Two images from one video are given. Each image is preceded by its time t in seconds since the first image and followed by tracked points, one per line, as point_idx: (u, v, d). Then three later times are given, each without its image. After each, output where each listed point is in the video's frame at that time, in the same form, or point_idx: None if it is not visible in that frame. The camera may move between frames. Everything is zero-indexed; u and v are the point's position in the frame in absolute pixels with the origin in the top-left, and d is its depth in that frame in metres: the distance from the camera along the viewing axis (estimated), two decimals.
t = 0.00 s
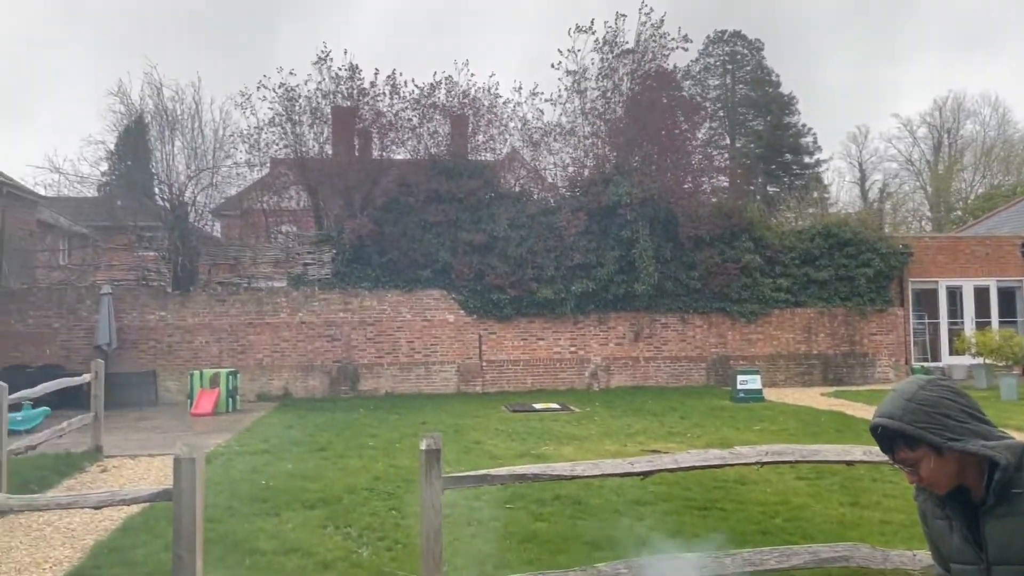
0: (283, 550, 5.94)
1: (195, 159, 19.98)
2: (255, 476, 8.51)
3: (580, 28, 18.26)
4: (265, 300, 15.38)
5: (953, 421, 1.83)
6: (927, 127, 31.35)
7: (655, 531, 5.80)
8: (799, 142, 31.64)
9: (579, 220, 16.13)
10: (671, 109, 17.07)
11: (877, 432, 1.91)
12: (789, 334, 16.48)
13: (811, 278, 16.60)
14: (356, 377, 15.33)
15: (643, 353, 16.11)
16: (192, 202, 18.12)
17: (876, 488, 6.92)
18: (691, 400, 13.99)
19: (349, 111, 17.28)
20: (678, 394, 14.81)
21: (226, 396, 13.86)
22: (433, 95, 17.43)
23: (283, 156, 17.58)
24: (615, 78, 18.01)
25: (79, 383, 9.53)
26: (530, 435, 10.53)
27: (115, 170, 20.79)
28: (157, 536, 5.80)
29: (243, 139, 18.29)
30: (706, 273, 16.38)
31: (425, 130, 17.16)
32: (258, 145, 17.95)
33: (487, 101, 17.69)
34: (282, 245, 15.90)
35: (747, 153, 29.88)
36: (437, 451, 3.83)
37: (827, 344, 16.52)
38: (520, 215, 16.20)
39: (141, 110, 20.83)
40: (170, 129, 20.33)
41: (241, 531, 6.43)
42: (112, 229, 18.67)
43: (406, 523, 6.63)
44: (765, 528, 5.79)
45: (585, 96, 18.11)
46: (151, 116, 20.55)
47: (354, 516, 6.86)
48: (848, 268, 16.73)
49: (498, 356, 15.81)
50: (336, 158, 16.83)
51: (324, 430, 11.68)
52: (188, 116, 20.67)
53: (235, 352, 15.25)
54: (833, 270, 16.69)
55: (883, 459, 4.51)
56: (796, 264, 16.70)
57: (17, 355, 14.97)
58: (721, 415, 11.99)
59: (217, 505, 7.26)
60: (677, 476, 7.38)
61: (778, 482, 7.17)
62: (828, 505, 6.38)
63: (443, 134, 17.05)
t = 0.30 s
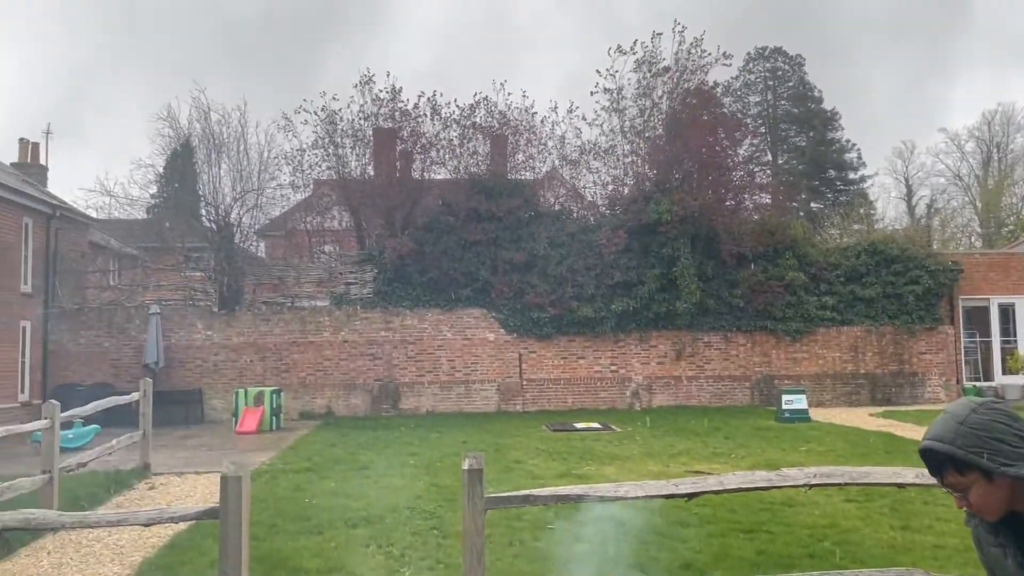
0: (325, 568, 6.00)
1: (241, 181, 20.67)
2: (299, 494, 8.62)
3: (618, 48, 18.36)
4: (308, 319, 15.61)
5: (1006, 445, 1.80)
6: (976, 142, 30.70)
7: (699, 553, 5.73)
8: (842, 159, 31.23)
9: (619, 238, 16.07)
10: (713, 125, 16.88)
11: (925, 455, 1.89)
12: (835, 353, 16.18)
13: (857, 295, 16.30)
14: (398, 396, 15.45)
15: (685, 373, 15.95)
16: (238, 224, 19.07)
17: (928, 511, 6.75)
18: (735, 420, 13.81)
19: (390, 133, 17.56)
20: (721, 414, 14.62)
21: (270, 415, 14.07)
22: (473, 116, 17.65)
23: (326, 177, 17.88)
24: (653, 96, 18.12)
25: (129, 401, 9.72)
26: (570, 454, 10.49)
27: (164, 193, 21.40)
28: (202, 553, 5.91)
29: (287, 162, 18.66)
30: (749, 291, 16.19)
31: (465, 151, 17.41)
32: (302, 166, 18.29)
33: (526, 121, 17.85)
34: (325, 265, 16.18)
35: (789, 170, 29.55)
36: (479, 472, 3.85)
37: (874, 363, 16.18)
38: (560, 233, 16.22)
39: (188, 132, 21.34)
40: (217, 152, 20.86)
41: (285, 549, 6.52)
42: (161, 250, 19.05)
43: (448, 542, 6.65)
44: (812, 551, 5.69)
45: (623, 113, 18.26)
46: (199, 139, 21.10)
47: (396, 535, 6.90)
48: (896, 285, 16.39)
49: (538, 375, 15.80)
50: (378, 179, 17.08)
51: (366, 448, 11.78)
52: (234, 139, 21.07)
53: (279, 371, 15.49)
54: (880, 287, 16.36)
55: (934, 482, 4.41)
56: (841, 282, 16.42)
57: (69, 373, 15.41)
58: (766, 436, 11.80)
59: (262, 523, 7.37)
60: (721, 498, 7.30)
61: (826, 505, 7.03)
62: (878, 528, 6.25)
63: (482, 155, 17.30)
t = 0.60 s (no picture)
0: None
1: (281, 200, 20.69)
2: (339, 510, 8.69)
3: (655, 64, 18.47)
4: (347, 335, 15.78)
5: None
6: None
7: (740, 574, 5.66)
8: (885, 172, 30.75)
9: (657, 253, 15.98)
10: (751, 140, 16.90)
11: (971, 480, 1.86)
12: (880, 369, 15.87)
13: (901, 311, 15.99)
14: (435, 412, 15.53)
15: (725, 389, 15.78)
16: (278, 241, 19.66)
17: (978, 533, 6.58)
18: (777, 438, 13.59)
19: (427, 150, 17.77)
20: (762, 432, 14.41)
21: (310, 430, 14.24)
22: (510, 132, 17.79)
23: (364, 195, 18.14)
24: (690, 110, 17.96)
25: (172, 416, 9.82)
26: (609, 472, 10.42)
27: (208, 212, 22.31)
28: (243, 568, 5.99)
29: (327, 179, 18.99)
30: (790, 306, 15.98)
31: (502, 166, 17.62)
32: (341, 184, 18.59)
33: (563, 136, 17.86)
34: (364, 281, 16.36)
35: (831, 184, 29.14)
36: (517, 489, 3.86)
37: (920, 380, 15.85)
38: (597, 248, 16.17)
39: (231, 152, 21.60)
40: (258, 170, 20.83)
41: (326, 564, 6.56)
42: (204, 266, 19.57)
43: (486, 559, 6.65)
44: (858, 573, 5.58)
45: (660, 128, 18.05)
46: (240, 158, 21.19)
47: (434, 551, 6.92)
48: (941, 300, 16.07)
49: (576, 391, 15.75)
50: (415, 196, 17.26)
51: (404, 464, 11.85)
52: (275, 157, 21.15)
53: (319, 386, 15.68)
54: (925, 303, 16.05)
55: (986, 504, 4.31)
56: (885, 297, 16.13)
57: (115, 388, 15.78)
58: (809, 454, 11.58)
59: (302, 539, 7.44)
60: (764, 518, 7.18)
61: (872, 525, 6.90)
62: (926, 550, 6.11)
63: (520, 170, 17.43)
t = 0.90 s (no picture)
0: None
1: (315, 213, 20.95)
2: (371, 522, 8.75)
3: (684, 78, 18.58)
4: (379, 347, 15.90)
5: None
6: None
7: None
8: (923, 182, 30.25)
9: (690, 265, 15.88)
10: (785, 151, 16.72)
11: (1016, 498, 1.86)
12: (919, 384, 15.59)
13: (940, 324, 15.71)
14: (467, 424, 15.57)
15: (759, 404, 15.60)
16: (311, 254, 19.82)
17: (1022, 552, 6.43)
18: (813, 453, 13.38)
19: (459, 164, 17.86)
20: (797, 447, 14.22)
21: (343, 442, 14.35)
22: (541, 145, 17.82)
23: (396, 209, 18.28)
24: (722, 122, 17.89)
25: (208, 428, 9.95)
26: (641, 487, 10.35)
27: (242, 225, 22.73)
28: None
29: (360, 193, 19.19)
30: (826, 319, 15.79)
31: (533, 179, 17.64)
32: (374, 198, 18.75)
33: (595, 149, 17.89)
34: (396, 294, 16.50)
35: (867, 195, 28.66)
36: (551, 503, 3.87)
37: (960, 395, 15.55)
38: (629, 261, 16.08)
39: (266, 166, 21.87)
40: (292, 185, 21.07)
41: None
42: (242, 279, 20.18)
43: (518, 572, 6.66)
44: None
45: (692, 140, 17.96)
46: (274, 172, 21.41)
47: (466, 565, 6.94)
48: (982, 314, 15.75)
49: (607, 405, 15.69)
50: (447, 210, 17.34)
51: (436, 477, 11.89)
52: (308, 172, 21.32)
53: (351, 399, 15.81)
54: (965, 316, 15.76)
55: None
56: (924, 310, 15.86)
57: (152, 400, 16.06)
58: (847, 470, 11.39)
59: (336, 551, 7.51)
60: (801, 535, 7.10)
61: (911, 543, 6.78)
62: (967, 569, 5.99)
63: (551, 184, 17.45)
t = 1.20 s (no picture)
0: None
1: (339, 225, 21.14)
2: (394, 534, 8.76)
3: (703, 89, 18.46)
4: (402, 358, 15.96)
5: None
6: None
7: None
8: (950, 193, 29.87)
9: (713, 276, 15.76)
10: (810, 161, 16.57)
11: None
12: (947, 398, 15.37)
13: (969, 337, 15.49)
14: (489, 436, 15.57)
15: (785, 417, 15.45)
16: (335, 265, 19.99)
17: None
18: (839, 467, 13.21)
19: (481, 176, 17.88)
20: (824, 461, 14.05)
21: (365, 452, 14.39)
22: (564, 157, 17.80)
23: (419, 220, 18.34)
24: (746, 132, 17.79)
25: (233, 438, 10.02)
26: (665, 500, 10.27)
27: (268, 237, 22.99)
28: None
29: (384, 205, 19.30)
30: (852, 332, 15.59)
31: (555, 191, 17.55)
32: (397, 210, 18.84)
33: (618, 160, 17.86)
34: (419, 305, 16.56)
35: (893, 205, 28.36)
36: (574, 517, 3.86)
37: (990, 409, 15.30)
38: (652, 272, 16.06)
39: (290, 179, 22.12)
40: (318, 197, 21.31)
41: None
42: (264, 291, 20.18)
43: None
44: None
45: (714, 151, 17.88)
46: (299, 185, 21.68)
47: None
48: (1012, 326, 15.49)
49: (630, 417, 15.60)
50: (470, 222, 17.40)
51: (458, 489, 11.89)
52: (333, 185, 21.58)
53: (374, 410, 15.87)
54: (995, 328, 15.50)
55: None
56: (953, 322, 15.63)
57: (178, 410, 16.24)
58: (874, 485, 11.22)
59: (359, 563, 7.52)
60: (827, 551, 7.01)
61: (941, 559, 6.67)
62: None
63: (573, 195, 17.39)
